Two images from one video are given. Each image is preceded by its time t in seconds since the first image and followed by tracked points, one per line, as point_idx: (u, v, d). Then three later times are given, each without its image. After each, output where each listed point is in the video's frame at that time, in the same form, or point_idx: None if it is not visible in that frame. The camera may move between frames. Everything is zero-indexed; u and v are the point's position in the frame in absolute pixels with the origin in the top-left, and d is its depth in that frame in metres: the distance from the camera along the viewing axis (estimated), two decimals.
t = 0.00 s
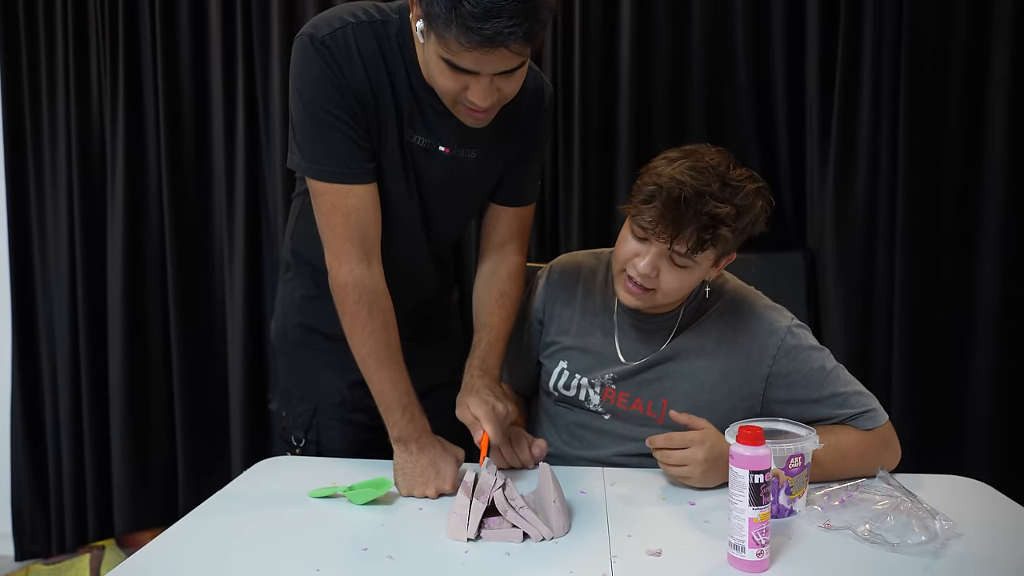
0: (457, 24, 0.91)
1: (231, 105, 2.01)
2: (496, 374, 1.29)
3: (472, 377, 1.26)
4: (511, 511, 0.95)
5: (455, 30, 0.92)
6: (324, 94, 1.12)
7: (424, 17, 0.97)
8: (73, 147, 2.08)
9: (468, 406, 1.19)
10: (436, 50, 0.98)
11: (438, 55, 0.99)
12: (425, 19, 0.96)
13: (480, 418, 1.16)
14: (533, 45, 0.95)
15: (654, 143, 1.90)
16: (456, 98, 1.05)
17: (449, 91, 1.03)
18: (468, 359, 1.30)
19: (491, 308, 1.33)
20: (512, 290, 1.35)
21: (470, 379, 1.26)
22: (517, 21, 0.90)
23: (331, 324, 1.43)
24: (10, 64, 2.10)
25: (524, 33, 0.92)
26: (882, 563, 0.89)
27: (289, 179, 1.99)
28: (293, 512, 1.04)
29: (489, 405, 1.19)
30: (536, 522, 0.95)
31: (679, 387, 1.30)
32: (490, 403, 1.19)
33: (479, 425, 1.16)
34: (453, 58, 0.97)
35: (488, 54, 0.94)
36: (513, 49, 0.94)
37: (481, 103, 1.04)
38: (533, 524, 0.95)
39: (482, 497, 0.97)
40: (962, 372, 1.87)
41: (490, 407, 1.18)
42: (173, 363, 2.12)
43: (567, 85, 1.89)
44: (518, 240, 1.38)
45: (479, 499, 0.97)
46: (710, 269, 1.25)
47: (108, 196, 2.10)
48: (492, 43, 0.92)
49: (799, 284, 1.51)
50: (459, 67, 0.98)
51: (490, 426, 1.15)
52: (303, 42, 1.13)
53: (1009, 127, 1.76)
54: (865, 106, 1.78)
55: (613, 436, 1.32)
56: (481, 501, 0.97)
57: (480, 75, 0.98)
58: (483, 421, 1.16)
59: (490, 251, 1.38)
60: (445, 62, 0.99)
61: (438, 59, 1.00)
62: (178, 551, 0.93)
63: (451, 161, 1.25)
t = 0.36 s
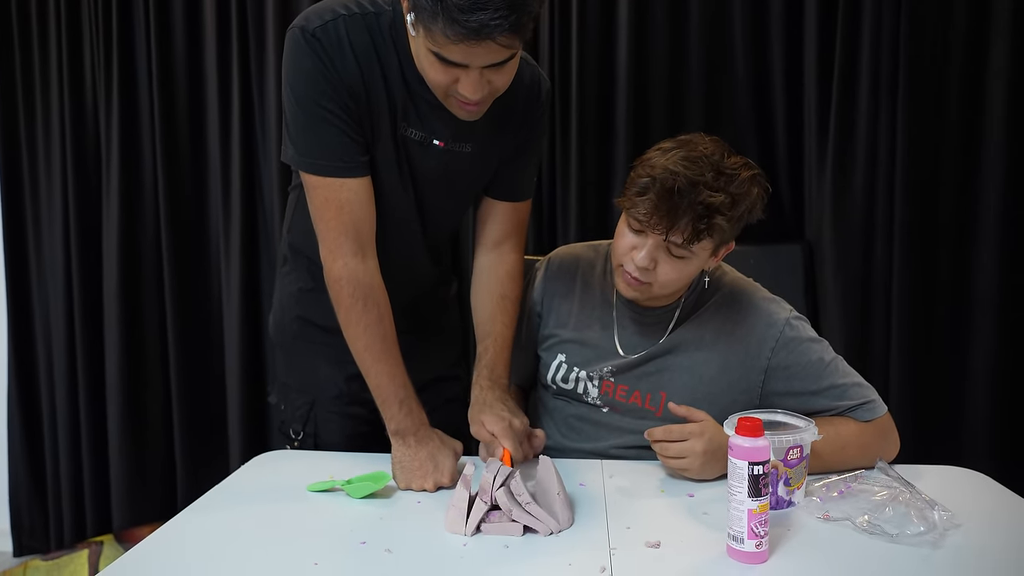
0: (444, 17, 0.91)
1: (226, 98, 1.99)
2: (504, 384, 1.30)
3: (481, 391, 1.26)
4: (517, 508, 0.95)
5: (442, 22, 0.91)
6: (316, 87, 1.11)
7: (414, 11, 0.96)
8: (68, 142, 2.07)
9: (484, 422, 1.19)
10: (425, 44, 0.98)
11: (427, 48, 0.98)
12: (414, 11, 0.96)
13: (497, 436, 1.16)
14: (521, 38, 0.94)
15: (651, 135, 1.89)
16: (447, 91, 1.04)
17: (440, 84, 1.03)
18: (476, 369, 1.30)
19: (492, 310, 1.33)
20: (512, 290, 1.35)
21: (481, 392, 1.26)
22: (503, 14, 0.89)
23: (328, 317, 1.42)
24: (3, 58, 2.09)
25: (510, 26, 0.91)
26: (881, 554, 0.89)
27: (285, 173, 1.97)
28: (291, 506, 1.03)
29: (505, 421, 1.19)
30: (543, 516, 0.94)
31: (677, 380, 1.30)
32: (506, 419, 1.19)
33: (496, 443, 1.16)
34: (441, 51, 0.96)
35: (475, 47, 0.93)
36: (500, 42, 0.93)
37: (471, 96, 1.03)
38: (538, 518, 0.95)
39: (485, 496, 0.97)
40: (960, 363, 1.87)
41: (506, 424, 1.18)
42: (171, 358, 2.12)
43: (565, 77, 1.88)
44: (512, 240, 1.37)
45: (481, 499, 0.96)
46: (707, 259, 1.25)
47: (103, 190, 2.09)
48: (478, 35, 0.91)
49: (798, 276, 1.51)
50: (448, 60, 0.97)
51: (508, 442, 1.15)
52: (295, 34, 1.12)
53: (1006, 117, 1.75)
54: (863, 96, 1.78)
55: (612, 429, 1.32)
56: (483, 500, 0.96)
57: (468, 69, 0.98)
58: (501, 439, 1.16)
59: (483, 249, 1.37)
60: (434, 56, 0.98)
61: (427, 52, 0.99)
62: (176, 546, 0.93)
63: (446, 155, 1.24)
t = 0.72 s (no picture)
0: (422, 24, 0.90)
1: (214, 109, 1.98)
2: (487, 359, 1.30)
3: (464, 360, 1.28)
4: (507, 526, 0.94)
5: (420, 30, 0.91)
6: (299, 101, 1.10)
7: (393, 20, 0.96)
8: (56, 154, 2.05)
9: (461, 393, 1.20)
10: (406, 52, 0.97)
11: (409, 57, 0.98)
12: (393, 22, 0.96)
13: (472, 404, 1.17)
14: (502, 42, 0.93)
15: (642, 147, 1.89)
16: (431, 100, 1.04)
17: (424, 92, 1.03)
18: (460, 343, 1.31)
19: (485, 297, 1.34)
20: (505, 280, 1.36)
21: (463, 363, 1.27)
22: (481, 19, 0.89)
23: (318, 331, 1.41)
24: None
25: (490, 30, 0.90)
26: (878, 570, 0.88)
27: (275, 185, 1.97)
28: (280, 523, 1.02)
29: (481, 391, 1.20)
30: (536, 534, 0.93)
31: (669, 394, 1.29)
32: (481, 390, 1.20)
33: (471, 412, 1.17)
34: (422, 59, 0.96)
35: (455, 52, 0.92)
36: (480, 46, 0.92)
37: (454, 104, 1.02)
38: (531, 536, 0.94)
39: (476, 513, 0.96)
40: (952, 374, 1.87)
41: (482, 394, 1.19)
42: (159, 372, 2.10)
43: (556, 90, 1.88)
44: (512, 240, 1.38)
45: (472, 515, 0.95)
46: (691, 268, 1.25)
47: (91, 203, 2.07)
48: (457, 41, 0.90)
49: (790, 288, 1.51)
50: (429, 67, 0.96)
51: (481, 411, 1.16)
52: (277, 48, 1.11)
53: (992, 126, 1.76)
54: (852, 107, 1.78)
55: (604, 444, 1.31)
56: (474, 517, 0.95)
57: (451, 76, 0.97)
58: (475, 408, 1.17)
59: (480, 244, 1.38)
60: (416, 64, 0.98)
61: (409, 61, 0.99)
62: (163, 563, 0.91)
63: (435, 164, 1.23)
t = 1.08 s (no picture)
0: (418, 33, 0.91)
1: (212, 114, 1.98)
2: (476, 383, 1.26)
3: (450, 384, 1.22)
4: (501, 533, 0.95)
5: (416, 39, 0.91)
6: (294, 104, 1.10)
7: (389, 28, 0.97)
8: (52, 156, 2.05)
9: (455, 419, 1.15)
10: (402, 61, 0.98)
11: (405, 65, 0.98)
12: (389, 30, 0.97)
13: (467, 436, 1.13)
14: (498, 52, 0.94)
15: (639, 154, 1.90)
16: (428, 107, 1.04)
17: (421, 100, 1.03)
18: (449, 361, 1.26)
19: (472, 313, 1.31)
20: (495, 296, 1.33)
21: (452, 386, 1.21)
22: (477, 28, 0.89)
23: (313, 335, 1.41)
24: None
25: (486, 39, 0.91)
26: None
27: (272, 190, 1.96)
28: (274, 528, 1.01)
29: (478, 421, 1.15)
30: (530, 539, 0.93)
31: (665, 401, 1.29)
32: (479, 420, 1.16)
33: (465, 444, 1.13)
34: (418, 67, 0.96)
35: (451, 61, 0.92)
36: (476, 55, 0.92)
37: (451, 111, 1.01)
38: (526, 541, 0.93)
39: (468, 519, 0.96)
40: (947, 383, 1.87)
41: (479, 424, 1.15)
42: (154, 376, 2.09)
43: (553, 97, 1.89)
44: (498, 252, 1.36)
45: (465, 521, 0.96)
46: (683, 270, 1.25)
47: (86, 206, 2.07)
48: (453, 50, 0.91)
49: (785, 295, 1.51)
50: (426, 76, 0.97)
51: (478, 444, 1.12)
52: (274, 51, 1.11)
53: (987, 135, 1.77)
54: (848, 116, 1.79)
55: (600, 449, 1.31)
56: (466, 523, 0.96)
57: (447, 84, 0.97)
58: (471, 441, 1.12)
59: (469, 257, 1.36)
60: (412, 72, 0.98)
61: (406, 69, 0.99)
62: (155, 569, 0.91)
63: (433, 171, 1.23)
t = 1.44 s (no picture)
0: (405, 42, 0.90)
1: (202, 116, 1.97)
2: (457, 408, 1.24)
3: (429, 413, 1.21)
4: (492, 543, 0.93)
5: (403, 47, 0.91)
6: (282, 107, 1.09)
7: (377, 34, 0.96)
8: (40, 159, 2.03)
9: (426, 454, 1.14)
10: (390, 68, 0.97)
11: (393, 73, 0.98)
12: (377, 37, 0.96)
13: (439, 471, 1.11)
14: (486, 62, 0.93)
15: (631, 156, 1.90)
16: (416, 115, 1.04)
17: (408, 107, 1.02)
18: (431, 388, 1.26)
19: (460, 331, 1.30)
20: (484, 311, 1.32)
21: (430, 415, 1.20)
22: (465, 38, 0.88)
23: (303, 339, 1.40)
24: None
25: (474, 49, 0.89)
26: None
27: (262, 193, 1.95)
28: (263, 536, 1.00)
29: (450, 454, 1.14)
30: (523, 547, 0.92)
31: (656, 404, 1.28)
32: (450, 453, 1.13)
33: (439, 479, 1.11)
34: (405, 76, 0.95)
35: (438, 70, 0.92)
36: (463, 66, 0.91)
37: (440, 119, 1.01)
38: (518, 549, 0.93)
39: (452, 526, 0.95)
40: (938, 384, 1.88)
41: (449, 458, 1.13)
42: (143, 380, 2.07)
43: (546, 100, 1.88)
44: (489, 261, 1.34)
45: (450, 529, 0.94)
46: (673, 262, 1.26)
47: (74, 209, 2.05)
48: (440, 59, 0.90)
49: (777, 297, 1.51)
50: (413, 84, 0.96)
51: (452, 480, 1.11)
52: (262, 53, 1.10)
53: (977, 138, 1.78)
54: (840, 118, 1.80)
55: (592, 451, 1.31)
56: (451, 530, 0.94)
57: (434, 92, 0.97)
58: (444, 476, 1.11)
59: (460, 266, 1.34)
60: (400, 79, 0.97)
61: (394, 76, 0.99)
62: None
63: (422, 175, 1.23)
